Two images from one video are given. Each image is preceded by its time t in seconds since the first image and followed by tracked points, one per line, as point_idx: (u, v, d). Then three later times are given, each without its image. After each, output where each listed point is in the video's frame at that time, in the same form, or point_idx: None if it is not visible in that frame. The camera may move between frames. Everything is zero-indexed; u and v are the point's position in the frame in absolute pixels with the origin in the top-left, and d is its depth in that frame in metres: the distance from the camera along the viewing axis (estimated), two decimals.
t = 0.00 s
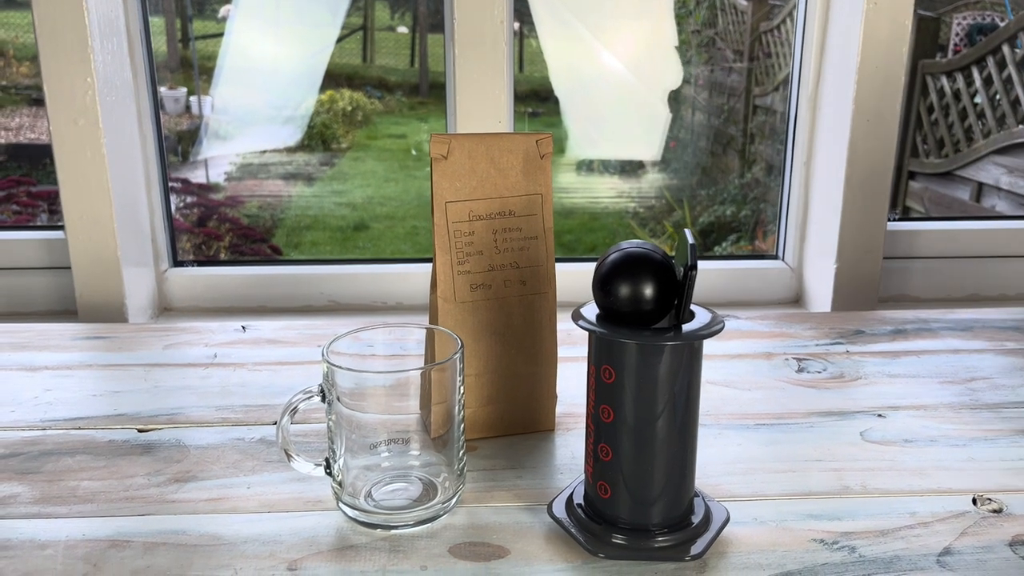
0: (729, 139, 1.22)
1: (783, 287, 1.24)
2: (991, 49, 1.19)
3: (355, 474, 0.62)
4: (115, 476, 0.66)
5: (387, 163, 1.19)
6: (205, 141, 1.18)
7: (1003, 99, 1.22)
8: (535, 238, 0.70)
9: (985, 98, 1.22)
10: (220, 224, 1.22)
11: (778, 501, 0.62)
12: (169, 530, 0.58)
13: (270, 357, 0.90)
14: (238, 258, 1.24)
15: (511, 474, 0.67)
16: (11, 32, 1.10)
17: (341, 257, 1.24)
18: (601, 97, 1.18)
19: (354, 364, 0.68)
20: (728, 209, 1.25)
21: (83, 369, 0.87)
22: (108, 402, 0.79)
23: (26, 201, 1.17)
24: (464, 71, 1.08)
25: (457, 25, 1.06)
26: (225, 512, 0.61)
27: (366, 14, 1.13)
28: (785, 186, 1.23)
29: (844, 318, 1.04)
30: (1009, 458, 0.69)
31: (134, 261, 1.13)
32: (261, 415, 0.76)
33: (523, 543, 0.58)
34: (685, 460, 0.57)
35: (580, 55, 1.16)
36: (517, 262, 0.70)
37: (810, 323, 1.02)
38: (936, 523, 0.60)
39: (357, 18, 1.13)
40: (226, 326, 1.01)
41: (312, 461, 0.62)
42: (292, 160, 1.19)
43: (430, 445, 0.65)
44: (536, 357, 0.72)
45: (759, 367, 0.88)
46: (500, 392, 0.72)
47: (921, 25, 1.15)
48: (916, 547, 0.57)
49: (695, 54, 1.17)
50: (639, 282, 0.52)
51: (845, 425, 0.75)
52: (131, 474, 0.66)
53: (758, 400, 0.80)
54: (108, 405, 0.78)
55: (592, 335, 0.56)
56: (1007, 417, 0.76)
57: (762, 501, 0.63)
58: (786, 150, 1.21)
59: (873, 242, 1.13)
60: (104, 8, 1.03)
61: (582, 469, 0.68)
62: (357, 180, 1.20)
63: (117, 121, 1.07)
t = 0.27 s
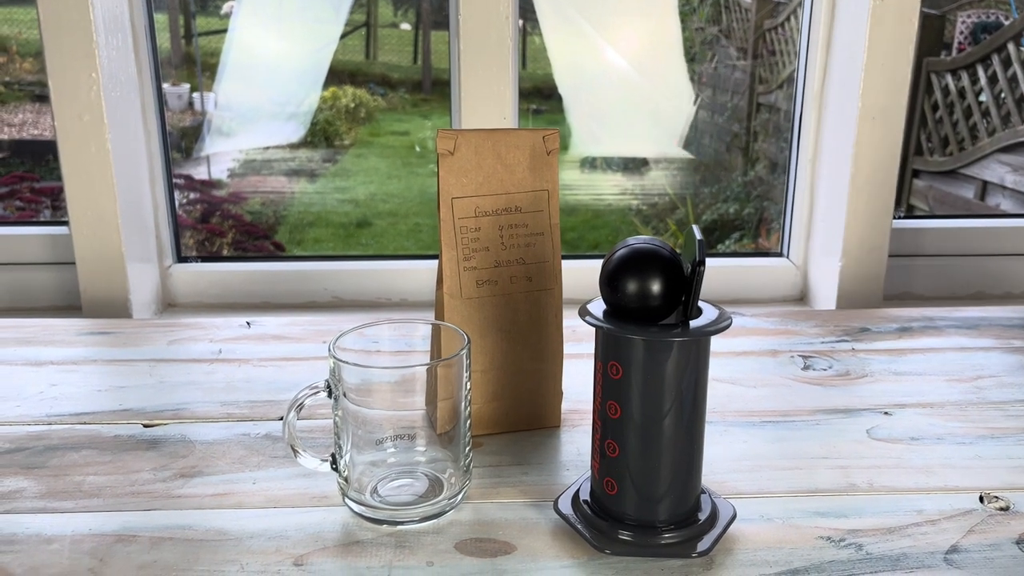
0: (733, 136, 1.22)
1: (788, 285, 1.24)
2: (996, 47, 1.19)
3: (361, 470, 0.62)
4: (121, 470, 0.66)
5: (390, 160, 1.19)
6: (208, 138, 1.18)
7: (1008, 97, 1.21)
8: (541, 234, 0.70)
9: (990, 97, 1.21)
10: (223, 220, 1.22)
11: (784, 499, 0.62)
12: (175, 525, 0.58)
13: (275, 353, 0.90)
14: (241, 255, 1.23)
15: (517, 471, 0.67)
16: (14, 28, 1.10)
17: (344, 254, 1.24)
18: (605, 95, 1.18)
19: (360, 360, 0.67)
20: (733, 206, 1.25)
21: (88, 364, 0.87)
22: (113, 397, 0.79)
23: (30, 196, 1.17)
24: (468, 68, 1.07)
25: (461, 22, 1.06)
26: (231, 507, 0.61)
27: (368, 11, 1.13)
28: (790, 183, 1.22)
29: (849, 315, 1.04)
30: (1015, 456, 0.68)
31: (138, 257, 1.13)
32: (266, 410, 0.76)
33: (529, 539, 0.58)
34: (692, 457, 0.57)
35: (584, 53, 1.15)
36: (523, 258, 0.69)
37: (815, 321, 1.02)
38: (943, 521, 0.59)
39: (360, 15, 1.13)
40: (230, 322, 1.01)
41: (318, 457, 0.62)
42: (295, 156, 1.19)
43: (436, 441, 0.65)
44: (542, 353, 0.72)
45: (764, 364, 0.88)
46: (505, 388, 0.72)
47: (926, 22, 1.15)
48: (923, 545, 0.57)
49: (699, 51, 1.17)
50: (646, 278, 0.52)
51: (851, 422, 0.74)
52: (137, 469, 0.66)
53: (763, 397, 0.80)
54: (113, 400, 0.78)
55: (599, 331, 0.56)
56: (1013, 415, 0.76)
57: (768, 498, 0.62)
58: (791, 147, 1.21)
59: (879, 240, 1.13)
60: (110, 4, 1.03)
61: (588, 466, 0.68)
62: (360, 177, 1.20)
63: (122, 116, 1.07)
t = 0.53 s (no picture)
0: (734, 135, 1.21)
1: (788, 284, 1.24)
2: (998, 45, 1.19)
3: (359, 469, 0.62)
4: (120, 469, 0.66)
5: (391, 158, 1.19)
6: (209, 136, 1.18)
7: (1009, 96, 1.21)
8: (540, 233, 0.70)
9: (991, 95, 1.21)
10: (224, 219, 1.22)
11: (782, 498, 0.62)
12: (173, 523, 0.59)
13: (274, 351, 0.91)
14: (242, 253, 1.24)
15: (515, 469, 0.67)
16: (15, 26, 1.10)
17: (344, 252, 1.24)
18: (605, 94, 1.18)
19: (358, 359, 0.67)
20: (733, 205, 1.25)
21: (88, 362, 0.87)
22: (112, 395, 0.79)
23: (30, 194, 1.17)
24: (469, 66, 1.07)
25: (462, 20, 1.06)
26: (229, 505, 0.61)
27: (369, 9, 1.13)
28: (790, 182, 1.22)
29: (849, 314, 1.04)
30: (1014, 456, 0.68)
31: (138, 255, 1.13)
32: (265, 409, 0.76)
33: (527, 538, 0.58)
34: (689, 456, 0.57)
35: (584, 51, 1.15)
36: (522, 257, 0.70)
37: (814, 320, 1.02)
38: (940, 520, 0.60)
39: (361, 13, 1.13)
40: (230, 320, 1.01)
41: (316, 455, 0.62)
42: (296, 154, 1.19)
43: (435, 440, 0.65)
44: (540, 352, 0.72)
45: (764, 363, 0.88)
46: (504, 387, 0.72)
47: (927, 20, 1.15)
48: (920, 544, 0.57)
49: (700, 49, 1.17)
50: (644, 277, 0.52)
51: (850, 421, 0.74)
52: (136, 467, 0.66)
53: (762, 396, 0.80)
54: (113, 398, 0.78)
55: (597, 330, 0.56)
56: (1012, 414, 0.76)
57: (766, 497, 0.62)
58: (791, 146, 1.21)
59: (879, 238, 1.13)
60: (110, 2, 1.03)
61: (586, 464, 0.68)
62: (361, 175, 1.20)
63: (122, 114, 1.07)
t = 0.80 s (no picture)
0: (733, 134, 1.22)
1: (786, 282, 1.24)
2: (997, 44, 1.19)
3: (358, 467, 0.63)
4: (119, 468, 0.66)
5: (391, 157, 1.19)
6: (208, 135, 1.18)
7: (1008, 94, 1.21)
8: (539, 232, 0.70)
9: (990, 93, 1.21)
10: (223, 218, 1.22)
11: (780, 496, 0.62)
12: (172, 522, 0.59)
13: (274, 350, 0.91)
14: (241, 252, 1.24)
15: (513, 467, 0.67)
16: (14, 25, 1.10)
17: (343, 251, 1.24)
18: (604, 93, 1.18)
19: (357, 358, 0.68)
20: (732, 204, 1.25)
21: (87, 362, 0.87)
22: (112, 394, 0.79)
23: (29, 194, 1.17)
24: (468, 65, 1.07)
25: (461, 19, 1.06)
26: (229, 504, 0.61)
27: (369, 8, 1.13)
28: (789, 180, 1.22)
29: (847, 313, 1.04)
30: (1011, 454, 0.69)
31: (138, 255, 1.13)
32: (264, 408, 0.76)
33: (525, 536, 0.58)
34: (687, 453, 0.57)
35: (583, 50, 1.15)
36: (520, 256, 0.70)
37: (813, 318, 1.02)
38: (938, 518, 0.60)
39: (360, 11, 1.13)
40: (229, 319, 1.01)
41: (315, 454, 0.62)
42: (295, 154, 1.19)
43: (433, 438, 0.65)
44: (539, 351, 0.72)
45: (763, 362, 0.88)
46: (503, 386, 0.72)
47: (926, 19, 1.15)
48: (918, 542, 0.57)
49: (699, 48, 1.17)
50: (642, 275, 0.52)
51: (848, 419, 0.75)
52: (135, 466, 0.66)
53: (760, 395, 0.80)
54: (112, 397, 0.78)
55: (594, 329, 0.56)
56: (1010, 412, 0.76)
57: (764, 495, 0.63)
58: (790, 144, 1.21)
59: (877, 237, 1.13)
60: (108, 2, 1.03)
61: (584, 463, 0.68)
62: (360, 174, 1.20)
63: (121, 113, 1.07)
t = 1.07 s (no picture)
0: (731, 133, 1.22)
1: (784, 281, 1.24)
2: (994, 43, 1.19)
3: (355, 468, 0.63)
4: (116, 469, 0.66)
5: (389, 157, 1.19)
6: (206, 135, 1.18)
7: (1005, 93, 1.21)
8: (535, 232, 0.70)
9: (987, 92, 1.21)
10: (222, 218, 1.22)
11: (776, 495, 0.62)
12: (169, 522, 0.59)
13: (271, 351, 0.91)
14: (239, 252, 1.24)
15: (510, 468, 0.67)
16: (11, 25, 1.10)
17: (341, 251, 1.24)
18: (602, 93, 1.18)
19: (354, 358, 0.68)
20: (730, 203, 1.25)
21: (84, 363, 0.87)
22: (109, 395, 0.79)
23: (27, 194, 1.17)
24: (466, 64, 1.07)
25: (459, 18, 1.06)
26: (225, 504, 0.61)
27: (367, 7, 1.13)
28: (786, 180, 1.23)
29: (844, 312, 1.04)
30: (1007, 453, 0.69)
31: (135, 255, 1.13)
32: (261, 408, 0.76)
33: (522, 536, 0.58)
34: (683, 453, 0.57)
35: (581, 50, 1.15)
36: (517, 257, 0.70)
37: (810, 318, 1.02)
38: (934, 517, 0.60)
39: (358, 11, 1.13)
40: (227, 320, 1.01)
41: (312, 454, 0.62)
42: (293, 154, 1.19)
43: (430, 438, 0.65)
44: (535, 351, 0.72)
45: (759, 361, 0.88)
46: (500, 386, 0.72)
47: (924, 18, 1.15)
48: (913, 541, 0.57)
49: (697, 48, 1.17)
50: (637, 275, 0.52)
51: (845, 419, 0.75)
52: (132, 467, 0.66)
53: (757, 394, 0.80)
54: (109, 398, 0.78)
55: (590, 330, 0.56)
56: (1006, 411, 0.76)
57: (761, 494, 0.63)
58: (787, 144, 1.21)
59: (875, 236, 1.13)
60: (105, 2, 1.03)
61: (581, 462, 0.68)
62: (358, 174, 1.20)
63: (119, 114, 1.07)
